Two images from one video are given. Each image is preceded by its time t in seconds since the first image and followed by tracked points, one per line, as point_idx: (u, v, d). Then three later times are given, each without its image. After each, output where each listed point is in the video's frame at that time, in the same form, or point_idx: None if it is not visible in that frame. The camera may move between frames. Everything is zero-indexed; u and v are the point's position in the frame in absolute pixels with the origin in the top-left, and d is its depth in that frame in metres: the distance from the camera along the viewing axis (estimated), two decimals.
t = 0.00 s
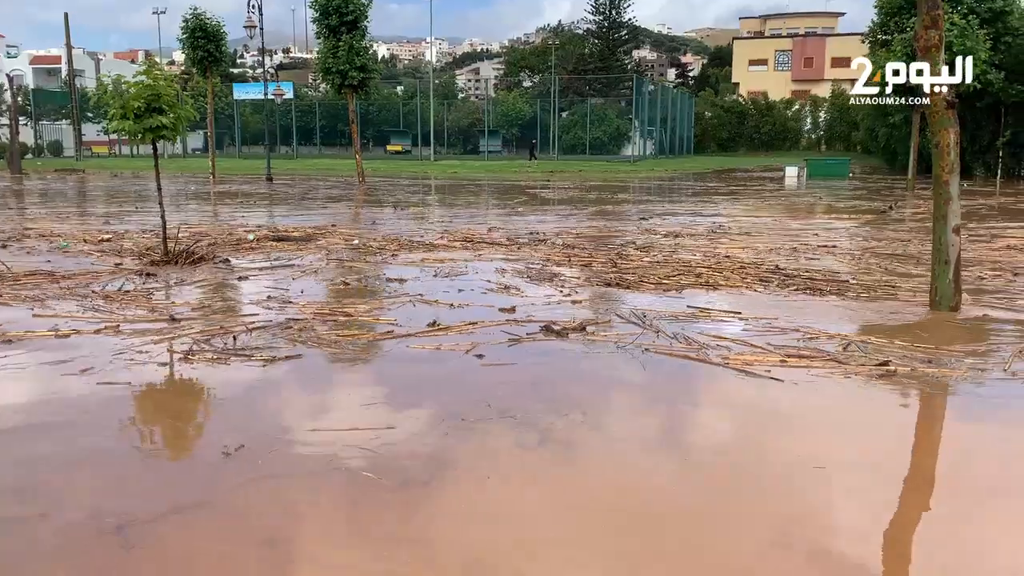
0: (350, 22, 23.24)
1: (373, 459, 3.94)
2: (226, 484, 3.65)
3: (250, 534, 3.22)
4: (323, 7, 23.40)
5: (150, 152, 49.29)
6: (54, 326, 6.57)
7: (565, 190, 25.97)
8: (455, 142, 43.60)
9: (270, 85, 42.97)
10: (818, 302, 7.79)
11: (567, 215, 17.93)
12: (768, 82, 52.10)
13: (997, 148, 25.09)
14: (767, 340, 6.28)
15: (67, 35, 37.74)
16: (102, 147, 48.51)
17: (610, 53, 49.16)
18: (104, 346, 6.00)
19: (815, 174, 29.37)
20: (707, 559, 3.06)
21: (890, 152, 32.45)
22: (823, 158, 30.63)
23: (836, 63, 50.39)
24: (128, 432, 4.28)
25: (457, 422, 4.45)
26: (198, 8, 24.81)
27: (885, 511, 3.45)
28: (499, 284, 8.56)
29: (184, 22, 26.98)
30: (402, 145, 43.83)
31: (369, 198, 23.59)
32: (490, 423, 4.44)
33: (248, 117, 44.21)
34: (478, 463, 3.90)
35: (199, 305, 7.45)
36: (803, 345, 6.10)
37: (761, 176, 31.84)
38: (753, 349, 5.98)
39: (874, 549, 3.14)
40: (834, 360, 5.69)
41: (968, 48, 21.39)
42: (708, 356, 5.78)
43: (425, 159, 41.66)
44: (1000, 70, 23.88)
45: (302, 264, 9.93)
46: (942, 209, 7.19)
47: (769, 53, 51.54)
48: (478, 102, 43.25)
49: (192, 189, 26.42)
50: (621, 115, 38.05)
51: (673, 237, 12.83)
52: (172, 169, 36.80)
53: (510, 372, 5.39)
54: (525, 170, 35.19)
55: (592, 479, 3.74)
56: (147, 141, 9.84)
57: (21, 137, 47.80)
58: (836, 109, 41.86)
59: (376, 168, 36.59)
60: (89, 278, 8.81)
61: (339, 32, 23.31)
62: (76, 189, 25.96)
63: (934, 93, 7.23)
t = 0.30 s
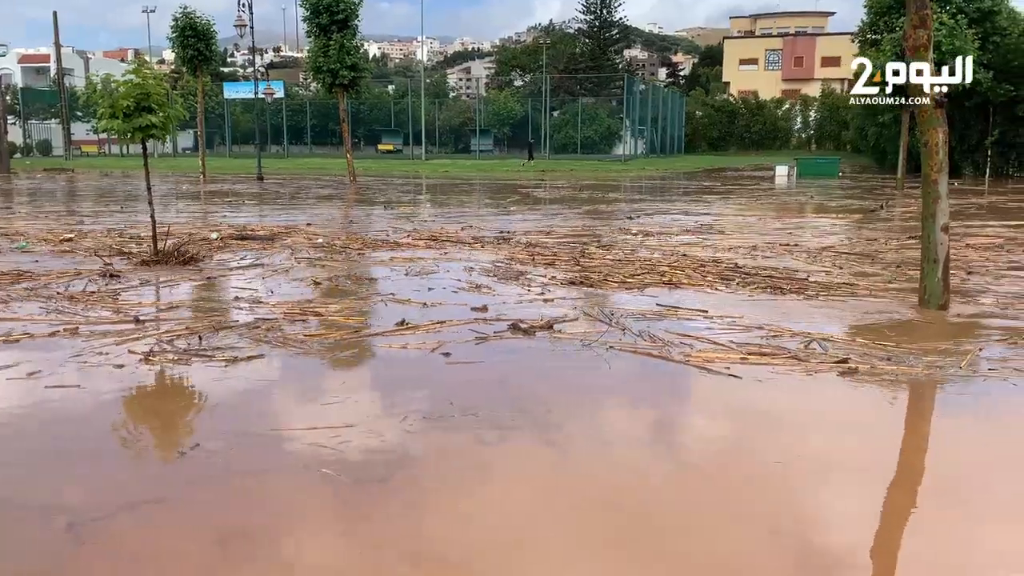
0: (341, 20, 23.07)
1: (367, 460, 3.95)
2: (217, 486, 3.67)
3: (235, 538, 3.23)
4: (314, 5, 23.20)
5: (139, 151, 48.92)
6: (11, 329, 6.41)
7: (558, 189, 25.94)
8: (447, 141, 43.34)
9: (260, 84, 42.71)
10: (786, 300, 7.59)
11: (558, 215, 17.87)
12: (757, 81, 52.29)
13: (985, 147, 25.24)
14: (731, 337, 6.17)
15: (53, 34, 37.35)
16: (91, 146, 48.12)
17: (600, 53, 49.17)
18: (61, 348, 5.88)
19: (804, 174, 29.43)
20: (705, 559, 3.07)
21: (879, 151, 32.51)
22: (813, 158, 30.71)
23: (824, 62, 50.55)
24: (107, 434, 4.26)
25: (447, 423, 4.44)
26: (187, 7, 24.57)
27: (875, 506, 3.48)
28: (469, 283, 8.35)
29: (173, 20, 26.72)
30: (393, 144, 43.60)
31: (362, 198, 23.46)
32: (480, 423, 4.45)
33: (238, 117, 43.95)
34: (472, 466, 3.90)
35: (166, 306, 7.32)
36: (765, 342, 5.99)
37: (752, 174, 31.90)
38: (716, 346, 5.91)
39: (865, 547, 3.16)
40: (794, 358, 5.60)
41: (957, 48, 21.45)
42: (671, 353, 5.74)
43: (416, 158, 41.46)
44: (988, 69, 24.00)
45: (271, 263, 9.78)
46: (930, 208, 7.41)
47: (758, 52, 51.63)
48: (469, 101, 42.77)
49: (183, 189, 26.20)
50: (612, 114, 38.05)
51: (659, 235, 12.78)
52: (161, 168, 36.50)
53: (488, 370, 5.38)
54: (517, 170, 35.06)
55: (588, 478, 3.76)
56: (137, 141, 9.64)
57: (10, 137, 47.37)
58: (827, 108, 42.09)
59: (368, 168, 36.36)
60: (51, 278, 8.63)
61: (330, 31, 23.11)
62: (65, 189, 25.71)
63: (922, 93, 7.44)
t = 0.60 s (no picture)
0: (321, 20, 23.07)
1: (351, 459, 3.99)
2: (200, 485, 3.70)
3: (217, 538, 3.25)
4: (294, 4, 23.13)
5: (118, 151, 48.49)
6: None
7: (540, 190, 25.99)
8: (428, 141, 43.26)
9: (240, 84, 42.48)
10: (742, 300, 7.57)
11: (537, 215, 17.90)
12: (738, 82, 52.67)
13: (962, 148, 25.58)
14: (683, 335, 6.23)
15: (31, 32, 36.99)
16: (69, 146, 47.66)
17: (582, 53, 49.34)
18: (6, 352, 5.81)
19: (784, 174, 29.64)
20: (689, 555, 3.12)
21: (857, 153, 32.76)
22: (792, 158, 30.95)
23: (804, 64, 51.01)
24: (74, 435, 4.28)
25: (425, 423, 4.46)
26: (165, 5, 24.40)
27: (853, 503, 3.54)
28: (429, 283, 8.35)
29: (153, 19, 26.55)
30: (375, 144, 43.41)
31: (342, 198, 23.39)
32: (459, 423, 4.47)
33: (218, 116, 43.75)
34: (455, 465, 3.92)
35: (120, 308, 7.25)
36: (716, 341, 6.02)
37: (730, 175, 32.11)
38: (668, 345, 5.96)
39: (847, 542, 3.21)
40: (744, 355, 5.65)
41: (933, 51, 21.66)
42: (623, 351, 5.79)
43: (398, 157, 41.38)
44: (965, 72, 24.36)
45: (229, 263, 9.73)
46: (907, 209, 7.54)
47: (739, 54, 52.08)
48: (451, 101, 42.77)
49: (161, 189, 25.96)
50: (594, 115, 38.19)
51: (631, 236, 12.85)
52: (140, 168, 36.21)
53: (463, 369, 5.42)
54: (500, 170, 35.07)
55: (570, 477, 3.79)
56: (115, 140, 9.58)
57: None
58: (806, 109, 42.47)
59: (350, 168, 36.24)
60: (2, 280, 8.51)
61: (311, 30, 23.08)
62: (41, 189, 25.44)
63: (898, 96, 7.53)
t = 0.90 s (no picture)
0: (289, 19, 22.85)
1: (317, 459, 3.99)
2: (157, 487, 3.67)
3: (174, 540, 3.23)
4: (262, 3, 22.91)
5: (82, 150, 47.69)
6: None
7: (510, 190, 26.04)
8: (398, 141, 43.10)
9: (207, 83, 42.00)
10: (681, 300, 7.66)
11: (503, 215, 17.90)
12: (706, 83, 53.18)
13: (925, 149, 26.02)
14: (625, 334, 6.28)
15: None
16: (31, 144, 46.78)
17: (552, 54, 49.42)
18: None
19: (751, 175, 29.93)
20: (663, 551, 3.17)
21: (823, 154, 33.11)
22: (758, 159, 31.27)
23: (771, 65, 51.61)
24: (18, 437, 4.22)
25: (390, 424, 4.46)
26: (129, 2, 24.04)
27: (818, 500, 3.59)
28: (375, 284, 8.33)
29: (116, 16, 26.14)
30: (344, 144, 43.09)
31: (310, 198, 23.22)
32: (426, 423, 4.47)
33: (184, 116, 43.24)
34: (424, 465, 3.93)
35: (61, 310, 7.13)
36: (656, 340, 6.09)
37: (697, 175, 32.37)
38: (608, 343, 6.02)
39: (813, 539, 3.26)
40: (682, 354, 5.73)
41: (897, 53, 21.98)
42: (564, 350, 5.84)
43: (368, 157, 41.18)
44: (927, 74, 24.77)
45: (176, 265, 9.60)
46: (871, 208, 7.60)
47: (708, 56, 52.60)
48: (421, 101, 42.63)
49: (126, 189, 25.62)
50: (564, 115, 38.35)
51: (593, 236, 12.91)
52: (104, 168, 35.64)
53: (428, 369, 5.43)
54: (470, 170, 35.08)
55: (539, 477, 3.82)
56: (78, 140, 9.42)
57: None
58: (773, 110, 42.94)
59: (319, 168, 35.97)
60: None
61: (279, 29, 22.89)
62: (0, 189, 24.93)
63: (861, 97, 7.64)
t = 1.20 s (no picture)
0: (248, 18, 22.58)
1: (281, 460, 3.97)
2: (116, 490, 3.64)
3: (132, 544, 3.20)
4: (220, 1, 22.62)
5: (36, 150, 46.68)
6: None
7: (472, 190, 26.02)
8: (360, 141, 42.86)
9: (164, 82, 41.36)
10: (619, 299, 7.71)
11: (462, 215, 17.87)
12: (667, 84, 53.65)
13: (881, 149, 26.48)
14: (562, 333, 6.31)
15: None
16: None
17: (515, 54, 49.42)
18: None
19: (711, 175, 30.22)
20: (627, 547, 3.20)
21: (782, 154, 33.53)
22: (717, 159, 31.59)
23: (731, 66, 52.16)
24: None
25: (359, 424, 4.45)
26: None
27: (777, 495, 3.64)
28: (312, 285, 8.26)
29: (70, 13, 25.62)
30: (305, 144, 42.66)
31: (271, 198, 22.98)
32: (393, 423, 4.46)
33: (141, 115, 42.55)
34: (391, 466, 3.92)
35: None
36: (591, 338, 6.13)
37: (658, 175, 32.63)
38: (543, 342, 6.05)
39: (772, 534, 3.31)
40: (614, 352, 5.77)
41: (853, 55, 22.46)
42: (498, 350, 5.85)
43: (329, 157, 40.83)
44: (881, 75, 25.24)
45: (117, 267, 9.44)
46: (826, 207, 7.74)
47: (668, 57, 53.08)
48: (383, 100, 42.37)
49: (81, 189, 25.11)
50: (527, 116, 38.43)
51: (547, 236, 12.94)
52: (58, 168, 34.91)
53: (395, 370, 5.40)
54: (433, 170, 34.97)
55: (506, 475, 3.82)
56: (31, 140, 9.22)
57: None
58: (733, 111, 43.39)
59: (280, 168, 35.58)
60: None
61: (237, 28, 22.63)
62: None
63: (818, 98, 7.76)
